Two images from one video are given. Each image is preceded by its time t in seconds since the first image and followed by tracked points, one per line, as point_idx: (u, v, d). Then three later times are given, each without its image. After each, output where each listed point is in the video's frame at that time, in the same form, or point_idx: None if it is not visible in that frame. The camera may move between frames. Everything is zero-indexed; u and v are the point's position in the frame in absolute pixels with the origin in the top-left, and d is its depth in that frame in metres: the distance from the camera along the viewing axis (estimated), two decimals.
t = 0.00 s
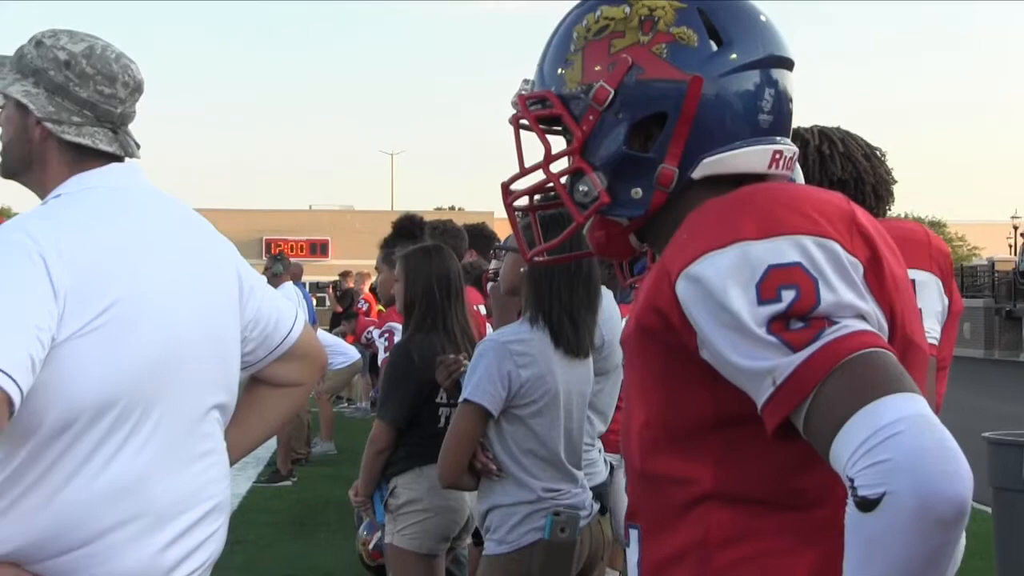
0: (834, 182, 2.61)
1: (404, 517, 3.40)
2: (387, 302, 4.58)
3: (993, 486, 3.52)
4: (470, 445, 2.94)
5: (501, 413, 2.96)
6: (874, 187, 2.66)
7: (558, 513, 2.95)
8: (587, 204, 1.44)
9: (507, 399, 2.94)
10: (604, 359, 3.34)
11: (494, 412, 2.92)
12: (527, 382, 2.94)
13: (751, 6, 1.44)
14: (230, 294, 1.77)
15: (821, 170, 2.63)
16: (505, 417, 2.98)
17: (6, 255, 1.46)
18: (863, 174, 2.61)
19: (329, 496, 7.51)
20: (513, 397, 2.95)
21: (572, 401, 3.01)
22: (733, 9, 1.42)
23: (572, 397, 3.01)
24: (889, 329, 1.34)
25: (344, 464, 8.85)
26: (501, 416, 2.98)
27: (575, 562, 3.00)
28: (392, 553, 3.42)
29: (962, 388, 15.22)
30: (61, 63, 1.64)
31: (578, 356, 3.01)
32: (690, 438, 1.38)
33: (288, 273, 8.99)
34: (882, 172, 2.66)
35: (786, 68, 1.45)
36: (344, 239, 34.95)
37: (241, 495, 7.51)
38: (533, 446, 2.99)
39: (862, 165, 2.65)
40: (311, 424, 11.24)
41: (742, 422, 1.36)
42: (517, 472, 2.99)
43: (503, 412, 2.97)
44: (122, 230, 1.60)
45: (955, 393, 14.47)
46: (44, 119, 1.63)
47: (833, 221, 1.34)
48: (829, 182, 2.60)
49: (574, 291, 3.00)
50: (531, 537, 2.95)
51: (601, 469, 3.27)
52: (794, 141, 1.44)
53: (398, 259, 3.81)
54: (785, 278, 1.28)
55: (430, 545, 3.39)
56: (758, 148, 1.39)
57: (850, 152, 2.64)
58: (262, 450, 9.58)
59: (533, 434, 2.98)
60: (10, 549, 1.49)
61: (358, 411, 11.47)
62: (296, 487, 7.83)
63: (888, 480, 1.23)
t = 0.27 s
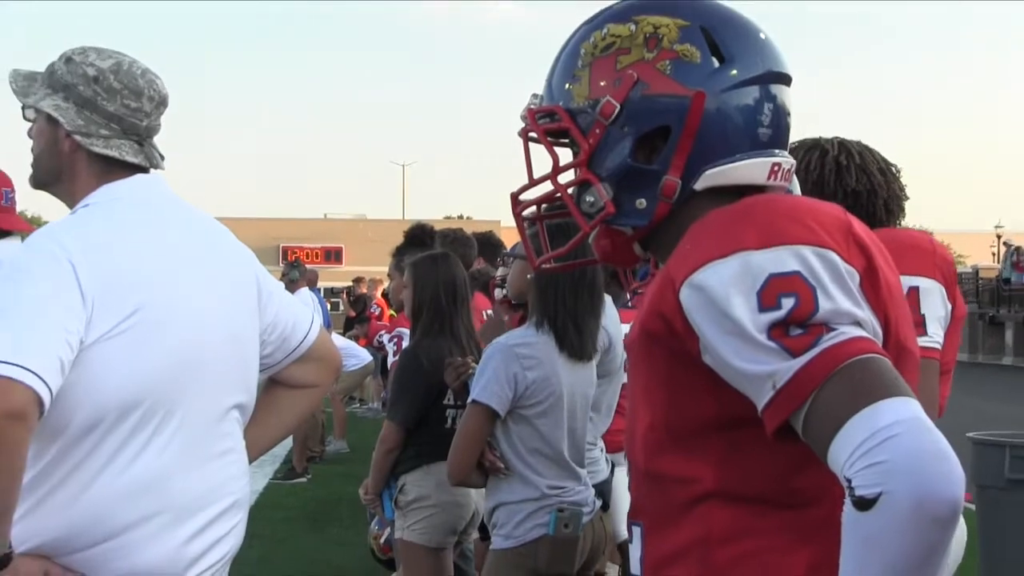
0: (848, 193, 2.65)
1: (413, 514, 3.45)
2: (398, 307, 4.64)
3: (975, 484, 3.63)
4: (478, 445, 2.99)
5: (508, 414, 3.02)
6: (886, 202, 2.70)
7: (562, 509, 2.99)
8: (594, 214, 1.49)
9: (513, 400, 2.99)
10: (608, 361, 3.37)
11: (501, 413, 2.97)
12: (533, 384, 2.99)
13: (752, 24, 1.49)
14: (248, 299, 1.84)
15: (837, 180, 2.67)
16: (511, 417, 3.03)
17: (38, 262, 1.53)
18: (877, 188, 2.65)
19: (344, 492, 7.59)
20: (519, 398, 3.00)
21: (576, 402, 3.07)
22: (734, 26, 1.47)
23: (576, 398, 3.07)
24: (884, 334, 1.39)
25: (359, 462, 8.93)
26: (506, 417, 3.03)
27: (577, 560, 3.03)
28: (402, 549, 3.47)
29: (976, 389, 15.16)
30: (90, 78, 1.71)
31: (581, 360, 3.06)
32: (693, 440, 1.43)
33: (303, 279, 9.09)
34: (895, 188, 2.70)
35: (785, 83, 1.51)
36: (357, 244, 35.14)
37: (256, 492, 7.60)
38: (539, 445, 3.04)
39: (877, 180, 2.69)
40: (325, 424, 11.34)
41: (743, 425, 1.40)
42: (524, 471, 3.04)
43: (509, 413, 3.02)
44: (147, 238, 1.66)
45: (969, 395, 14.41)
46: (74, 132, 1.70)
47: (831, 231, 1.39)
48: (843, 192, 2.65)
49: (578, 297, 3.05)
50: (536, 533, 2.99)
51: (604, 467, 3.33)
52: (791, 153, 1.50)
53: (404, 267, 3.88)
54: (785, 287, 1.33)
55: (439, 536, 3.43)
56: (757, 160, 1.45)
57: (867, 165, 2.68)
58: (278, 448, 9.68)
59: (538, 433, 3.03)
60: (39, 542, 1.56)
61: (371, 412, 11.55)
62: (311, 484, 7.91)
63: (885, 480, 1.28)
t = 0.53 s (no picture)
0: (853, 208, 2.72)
1: (412, 511, 3.52)
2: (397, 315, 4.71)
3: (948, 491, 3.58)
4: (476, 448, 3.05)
5: (504, 418, 3.08)
6: (890, 220, 2.76)
7: (555, 508, 3.05)
8: (587, 227, 1.56)
9: (509, 405, 3.05)
10: (602, 365, 3.37)
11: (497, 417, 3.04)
12: (528, 390, 3.05)
13: (738, 48, 1.56)
14: (256, 307, 1.91)
15: (844, 194, 2.74)
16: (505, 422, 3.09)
17: (58, 272, 1.61)
18: (882, 205, 2.71)
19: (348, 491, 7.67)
20: (515, 403, 3.06)
21: (569, 406, 3.13)
22: (721, 49, 1.54)
23: (570, 403, 3.13)
24: (863, 344, 1.45)
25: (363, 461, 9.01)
26: (503, 422, 3.09)
27: (569, 556, 3.08)
28: (402, 546, 3.54)
29: (977, 391, 15.20)
30: (106, 97, 1.79)
31: (574, 367, 3.12)
32: (682, 443, 1.48)
33: (310, 288, 9.19)
34: (900, 208, 2.76)
35: (769, 103, 1.58)
36: (362, 248, 35.28)
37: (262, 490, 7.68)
38: (534, 447, 3.11)
39: (883, 198, 2.76)
40: (329, 426, 11.42)
41: (730, 429, 1.45)
42: (519, 472, 3.10)
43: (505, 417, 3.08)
44: (160, 249, 1.74)
45: (969, 400, 14.44)
46: (91, 148, 1.79)
47: (814, 245, 1.45)
48: (847, 206, 2.73)
49: (572, 305, 3.12)
50: (530, 531, 3.06)
51: (594, 469, 3.39)
52: (775, 170, 1.57)
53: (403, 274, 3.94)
54: (770, 298, 1.39)
55: (437, 534, 3.52)
56: (742, 177, 1.52)
57: (875, 183, 2.76)
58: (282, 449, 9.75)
59: (533, 435, 3.10)
60: (57, 538, 1.63)
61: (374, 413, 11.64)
62: (315, 483, 7.99)
63: (865, 483, 1.33)
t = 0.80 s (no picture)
0: (869, 214, 2.78)
1: (418, 501, 3.62)
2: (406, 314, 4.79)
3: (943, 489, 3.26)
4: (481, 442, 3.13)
5: (509, 412, 3.17)
6: (905, 229, 2.80)
7: (558, 498, 3.13)
8: (587, 231, 1.64)
9: (514, 399, 3.14)
10: (603, 363, 3.43)
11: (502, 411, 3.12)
12: (532, 385, 3.14)
13: (732, 61, 1.63)
14: (271, 307, 1.99)
15: (862, 201, 2.80)
16: (512, 416, 3.18)
17: (85, 274, 1.69)
18: (898, 213, 2.77)
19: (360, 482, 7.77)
20: (519, 398, 3.15)
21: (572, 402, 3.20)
22: (715, 62, 1.62)
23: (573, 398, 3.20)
24: (851, 345, 1.52)
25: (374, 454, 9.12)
26: (509, 416, 3.18)
27: (570, 543, 3.13)
28: (409, 534, 3.64)
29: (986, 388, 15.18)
30: (130, 108, 1.87)
31: (577, 363, 3.19)
32: (678, 439, 1.54)
33: (323, 290, 9.30)
34: (916, 217, 2.80)
35: (761, 113, 1.65)
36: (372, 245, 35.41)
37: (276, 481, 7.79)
38: (538, 439, 3.18)
39: (900, 207, 2.81)
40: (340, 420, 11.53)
41: (724, 426, 1.51)
42: (524, 465, 3.18)
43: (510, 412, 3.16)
44: (183, 252, 1.82)
45: (978, 397, 14.44)
46: (115, 157, 1.86)
47: (804, 251, 1.51)
48: (863, 212, 2.79)
49: (575, 305, 3.20)
50: (534, 520, 3.13)
51: (596, 460, 3.46)
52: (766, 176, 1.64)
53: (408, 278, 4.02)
54: (762, 301, 1.45)
55: (444, 518, 3.63)
56: (735, 184, 1.59)
57: (893, 192, 2.81)
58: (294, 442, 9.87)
59: (536, 429, 3.18)
60: (84, 527, 1.72)
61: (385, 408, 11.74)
62: (328, 474, 8.09)
63: (854, 478, 1.39)
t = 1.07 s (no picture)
0: (890, 216, 2.71)
1: (426, 487, 3.70)
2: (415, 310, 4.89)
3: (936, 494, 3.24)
4: (487, 432, 3.21)
5: (515, 403, 3.25)
6: (925, 233, 2.74)
7: (561, 485, 3.22)
8: (587, 231, 1.71)
9: (520, 391, 3.22)
10: (603, 356, 3.52)
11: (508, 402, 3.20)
12: (537, 378, 3.21)
13: (727, 68, 1.71)
14: (286, 303, 2.07)
15: (884, 204, 2.75)
16: (518, 408, 3.26)
17: (110, 270, 1.78)
18: (919, 216, 2.70)
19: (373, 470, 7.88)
20: (525, 390, 3.23)
21: (575, 394, 3.29)
22: (710, 70, 1.70)
23: (576, 391, 3.29)
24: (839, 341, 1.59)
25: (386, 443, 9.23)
26: (515, 407, 3.26)
27: (572, 529, 3.22)
28: (416, 518, 3.73)
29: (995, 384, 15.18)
30: (153, 113, 1.96)
31: (580, 357, 3.28)
32: (674, 430, 1.62)
33: (336, 286, 9.40)
34: (936, 221, 2.74)
35: (754, 118, 1.72)
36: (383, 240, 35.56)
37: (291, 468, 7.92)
38: (543, 430, 3.26)
39: (920, 211, 2.75)
40: (352, 411, 11.66)
41: (718, 418, 1.58)
42: (528, 454, 3.25)
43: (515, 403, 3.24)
44: (203, 251, 1.91)
45: (988, 390, 14.45)
46: (139, 160, 1.95)
47: (795, 252, 1.58)
48: (885, 214, 2.72)
49: (579, 301, 3.28)
50: (538, 506, 3.21)
51: (597, 448, 3.56)
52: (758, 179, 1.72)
53: (416, 273, 4.11)
54: (755, 300, 1.52)
55: (450, 503, 3.71)
56: (729, 186, 1.66)
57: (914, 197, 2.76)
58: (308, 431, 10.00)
59: (541, 419, 3.25)
60: (109, 511, 1.80)
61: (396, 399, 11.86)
62: (341, 462, 8.20)
63: (842, 469, 1.45)
